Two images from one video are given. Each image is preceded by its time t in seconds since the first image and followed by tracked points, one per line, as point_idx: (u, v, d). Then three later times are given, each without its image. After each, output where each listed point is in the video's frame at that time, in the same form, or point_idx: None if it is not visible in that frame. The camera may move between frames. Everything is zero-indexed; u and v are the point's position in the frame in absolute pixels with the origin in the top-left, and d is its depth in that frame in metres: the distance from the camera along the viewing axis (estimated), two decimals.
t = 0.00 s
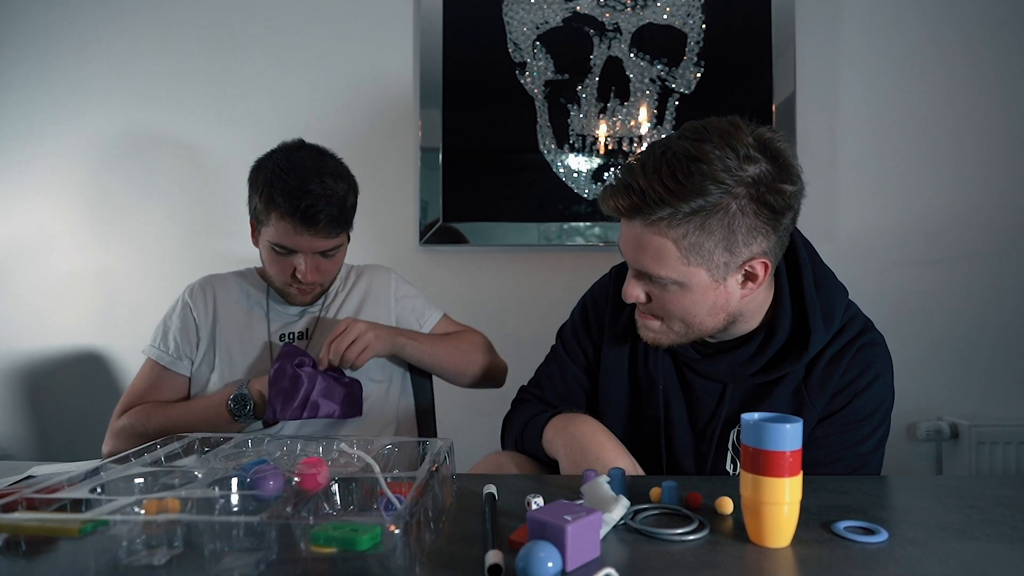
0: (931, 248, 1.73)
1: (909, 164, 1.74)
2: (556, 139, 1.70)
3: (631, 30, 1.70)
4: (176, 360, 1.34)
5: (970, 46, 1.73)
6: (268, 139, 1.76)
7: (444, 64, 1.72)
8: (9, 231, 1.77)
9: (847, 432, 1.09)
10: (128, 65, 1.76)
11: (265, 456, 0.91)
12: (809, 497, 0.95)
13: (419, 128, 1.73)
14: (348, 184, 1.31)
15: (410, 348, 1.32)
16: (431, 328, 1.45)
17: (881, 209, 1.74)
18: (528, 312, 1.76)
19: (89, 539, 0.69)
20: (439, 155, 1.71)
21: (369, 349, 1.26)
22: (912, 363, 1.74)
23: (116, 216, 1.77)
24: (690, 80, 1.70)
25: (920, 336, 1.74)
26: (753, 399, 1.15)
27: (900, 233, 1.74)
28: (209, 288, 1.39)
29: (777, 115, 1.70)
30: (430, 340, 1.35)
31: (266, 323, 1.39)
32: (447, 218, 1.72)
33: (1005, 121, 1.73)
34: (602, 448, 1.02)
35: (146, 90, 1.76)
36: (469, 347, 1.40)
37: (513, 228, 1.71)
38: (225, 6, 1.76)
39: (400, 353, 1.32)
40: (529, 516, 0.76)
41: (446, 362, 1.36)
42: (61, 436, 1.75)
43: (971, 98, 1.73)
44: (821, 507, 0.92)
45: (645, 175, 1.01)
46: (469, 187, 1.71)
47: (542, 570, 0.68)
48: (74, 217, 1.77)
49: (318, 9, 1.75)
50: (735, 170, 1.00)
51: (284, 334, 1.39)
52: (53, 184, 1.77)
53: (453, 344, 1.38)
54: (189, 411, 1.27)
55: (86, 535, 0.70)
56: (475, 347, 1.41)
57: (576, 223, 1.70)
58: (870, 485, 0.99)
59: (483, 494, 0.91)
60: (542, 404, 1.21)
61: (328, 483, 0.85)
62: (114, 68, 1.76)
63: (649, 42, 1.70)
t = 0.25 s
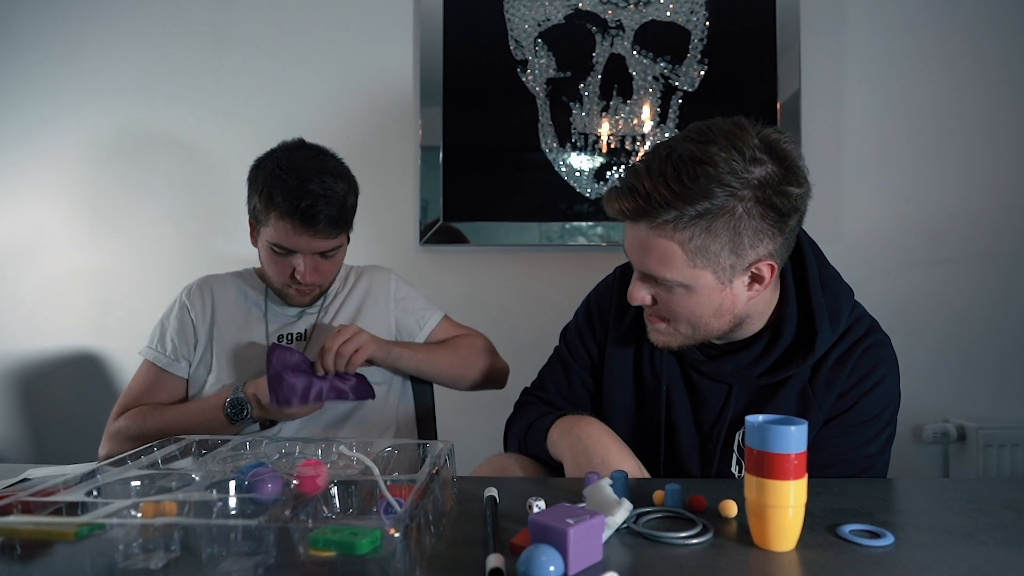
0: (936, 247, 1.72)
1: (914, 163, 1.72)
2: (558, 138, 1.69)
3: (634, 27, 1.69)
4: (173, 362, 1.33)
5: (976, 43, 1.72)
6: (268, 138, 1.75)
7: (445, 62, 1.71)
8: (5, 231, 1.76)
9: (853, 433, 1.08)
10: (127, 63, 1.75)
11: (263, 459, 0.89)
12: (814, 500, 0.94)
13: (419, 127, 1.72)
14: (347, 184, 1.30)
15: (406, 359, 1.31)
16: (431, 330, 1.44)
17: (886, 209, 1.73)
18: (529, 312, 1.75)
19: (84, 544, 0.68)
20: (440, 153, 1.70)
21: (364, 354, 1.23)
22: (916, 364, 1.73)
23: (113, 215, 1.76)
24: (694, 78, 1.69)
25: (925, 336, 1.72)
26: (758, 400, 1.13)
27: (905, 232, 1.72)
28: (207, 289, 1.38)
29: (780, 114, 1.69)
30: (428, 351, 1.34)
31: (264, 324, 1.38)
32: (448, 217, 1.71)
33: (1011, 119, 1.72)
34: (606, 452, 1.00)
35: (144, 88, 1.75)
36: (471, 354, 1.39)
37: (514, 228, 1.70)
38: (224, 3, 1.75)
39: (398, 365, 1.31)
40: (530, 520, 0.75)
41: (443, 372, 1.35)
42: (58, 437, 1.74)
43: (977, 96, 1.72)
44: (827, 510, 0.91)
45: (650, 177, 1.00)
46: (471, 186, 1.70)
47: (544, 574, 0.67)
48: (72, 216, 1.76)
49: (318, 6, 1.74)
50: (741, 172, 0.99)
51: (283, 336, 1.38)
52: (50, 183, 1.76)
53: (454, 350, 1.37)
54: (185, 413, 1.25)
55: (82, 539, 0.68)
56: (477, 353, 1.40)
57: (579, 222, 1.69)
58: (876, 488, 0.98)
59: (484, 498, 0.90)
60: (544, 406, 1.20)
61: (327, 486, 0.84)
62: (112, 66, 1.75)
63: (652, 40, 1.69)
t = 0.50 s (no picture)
0: (942, 247, 1.71)
1: (919, 161, 1.71)
2: (560, 137, 1.68)
3: (637, 24, 1.68)
4: (168, 363, 1.32)
5: (981, 41, 1.71)
6: (268, 136, 1.74)
7: (446, 60, 1.70)
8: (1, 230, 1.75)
9: (859, 435, 1.07)
10: (125, 61, 1.74)
11: (261, 462, 0.88)
12: (819, 503, 0.93)
13: (419, 125, 1.71)
14: (346, 183, 1.29)
15: (399, 350, 1.30)
16: (429, 327, 1.42)
17: (890, 208, 1.71)
18: (531, 312, 1.74)
19: (81, 547, 0.67)
20: (441, 152, 1.69)
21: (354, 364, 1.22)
22: (920, 365, 1.72)
23: (111, 215, 1.75)
24: (698, 76, 1.68)
25: (929, 337, 1.71)
26: (764, 402, 1.12)
27: (909, 232, 1.71)
28: (204, 289, 1.37)
29: (783, 112, 1.68)
30: (420, 343, 1.33)
31: (262, 325, 1.37)
32: (449, 217, 1.69)
33: (1017, 118, 1.71)
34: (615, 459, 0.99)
35: (142, 87, 1.74)
36: (467, 345, 1.37)
37: (515, 228, 1.69)
38: None
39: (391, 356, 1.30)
40: (532, 523, 0.74)
41: (438, 364, 1.33)
42: (55, 438, 1.73)
43: (983, 94, 1.71)
44: (833, 513, 0.90)
45: (659, 174, 0.99)
46: (471, 185, 1.69)
47: None
48: (69, 215, 1.75)
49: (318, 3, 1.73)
50: (751, 171, 0.98)
51: (280, 337, 1.37)
52: (47, 182, 1.75)
53: (448, 343, 1.36)
54: (181, 415, 1.24)
55: (78, 542, 0.68)
56: (473, 344, 1.38)
57: (581, 222, 1.68)
58: (882, 490, 0.97)
59: (485, 500, 0.89)
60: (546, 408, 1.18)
61: (326, 489, 0.83)
62: (110, 64, 1.74)
63: (654, 37, 1.68)
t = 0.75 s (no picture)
0: (947, 247, 1.70)
1: (924, 160, 1.70)
2: (561, 135, 1.67)
3: (639, 21, 1.67)
4: (164, 363, 1.32)
5: (987, 38, 1.70)
6: (267, 134, 1.73)
7: (447, 58, 1.69)
8: None
9: (866, 437, 1.06)
10: (122, 59, 1.73)
11: (259, 464, 0.87)
12: (823, 506, 0.92)
13: (419, 124, 1.70)
14: (345, 185, 1.28)
15: (404, 356, 1.29)
16: (431, 333, 1.42)
17: (894, 207, 1.70)
18: (532, 313, 1.73)
19: (77, 550, 0.67)
20: (442, 151, 1.68)
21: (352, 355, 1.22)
22: (923, 366, 1.71)
23: (108, 214, 1.74)
24: (701, 74, 1.67)
25: (932, 338, 1.70)
26: (770, 403, 1.11)
27: (913, 231, 1.70)
28: (201, 289, 1.36)
29: (786, 110, 1.67)
30: (426, 349, 1.32)
31: (260, 326, 1.36)
32: (449, 216, 1.68)
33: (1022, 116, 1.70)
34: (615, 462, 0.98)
35: (140, 85, 1.74)
36: (471, 356, 1.37)
37: (517, 227, 1.68)
38: None
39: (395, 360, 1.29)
40: (533, 526, 0.73)
41: (443, 371, 1.32)
42: (52, 438, 1.73)
43: (988, 92, 1.70)
44: (839, 516, 0.89)
45: (665, 174, 0.98)
46: (472, 185, 1.68)
47: None
48: (66, 214, 1.74)
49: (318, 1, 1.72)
50: (758, 171, 0.97)
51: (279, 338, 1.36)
52: (44, 180, 1.74)
53: (453, 351, 1.35)
54: (176, 417, 1.23)
55: (75, 545, 0.67)
56: (477, 355, 1.38)
57: (583, 221, 1.67)
58: (887, 493, 0.96)
59: (486, 503, 0.88)
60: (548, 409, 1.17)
61: (325, 491, 0.82)
62: (107, 62, 1.74)
63: (657, 35, 1.67)
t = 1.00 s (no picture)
0: (952, 246, 1.69)
1: (929, 159, 1.69)
2: (563, 134, 1.66)
3: (642, 19, 1.66)
4: (162, 364, 1.30)
5: (992, 36, 1.68)
6: (267, 133, 1.73)
7: (448, 56, 1.68)
8: None
9: (872, 439, 1.05)
10: (121, 57, 1.73)
11: (258, 467, 0.86)
12: (828, 509, 0.91)
13: (419, 123, 1.69)
14: (352, 185, 1.27)
15: (404, 360, 1.28)
16: (433, 334, 1.40)
17: (899, 206, 1.69)
18: (533, 313, 1.72)
19: (72, 555, 0.65)
20: (442, 150, 1.67)
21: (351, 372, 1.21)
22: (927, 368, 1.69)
23: (106, 213, 1.73)
24: (705, 71, 1.66)
25: (936, 339, 1.69)
26: (773, 404, 1.10)
27: (918, 231, 1.69)
28: (199, 288, 1.35)
29: (789, 108, 1.66)
30: (427, 351, 1.31)
31: (259, 327, 1.35)
32: (450, 216, 1.67)
33: None
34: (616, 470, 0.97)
35: (138, 83, 1.73)
36: (474, 359, 1.35)
37: (518, 228, 1.66)
38: None
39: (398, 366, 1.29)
40: (534, 530, 0.72)
41: (442, 373, 1.31)
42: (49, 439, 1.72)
43: (993, 90, 1.69)
44: (845, 518, 0.88)
45: (666, 172, 0.97)
46: (473, 184, 1.67)
47: None
48: (63, 213, 1.73)
49: None
50: (760, 167, 0.96)
51: (278, 338, 1.35)
52: (41, 179, 1.73)
53: (454, 353, 1.34)
54: (174, 419, 1.22)
55: (70, 549, 0.65)
56: (479, 358, 1.36)
57: (585, 221, 1.66)
58: (893, 495, 0.95)
59: (487, 507, 0.87)
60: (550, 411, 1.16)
61: (324, 494, 0.81)
62: (105, 60, 1.73)
63: (660, 32, 1.66)
